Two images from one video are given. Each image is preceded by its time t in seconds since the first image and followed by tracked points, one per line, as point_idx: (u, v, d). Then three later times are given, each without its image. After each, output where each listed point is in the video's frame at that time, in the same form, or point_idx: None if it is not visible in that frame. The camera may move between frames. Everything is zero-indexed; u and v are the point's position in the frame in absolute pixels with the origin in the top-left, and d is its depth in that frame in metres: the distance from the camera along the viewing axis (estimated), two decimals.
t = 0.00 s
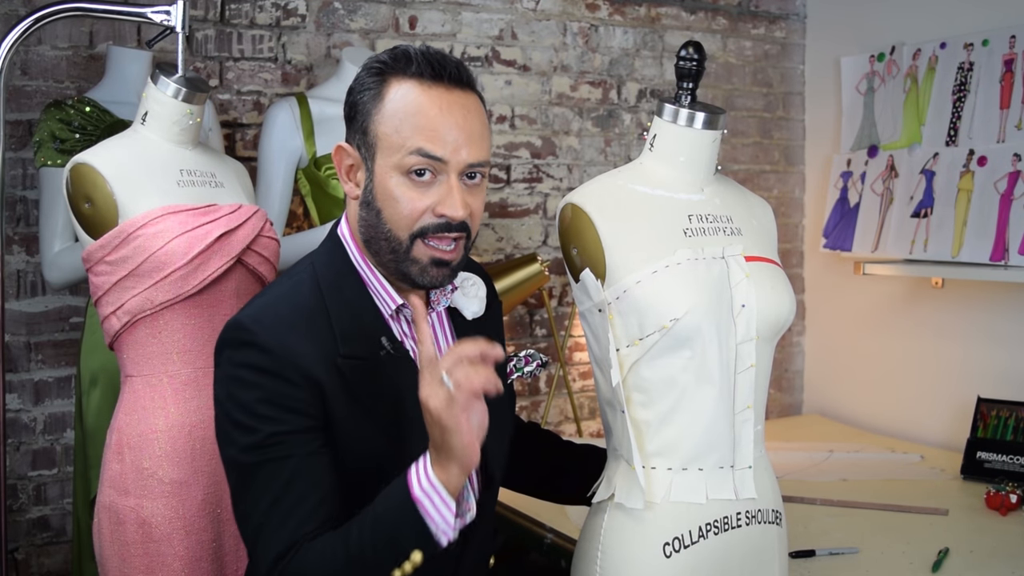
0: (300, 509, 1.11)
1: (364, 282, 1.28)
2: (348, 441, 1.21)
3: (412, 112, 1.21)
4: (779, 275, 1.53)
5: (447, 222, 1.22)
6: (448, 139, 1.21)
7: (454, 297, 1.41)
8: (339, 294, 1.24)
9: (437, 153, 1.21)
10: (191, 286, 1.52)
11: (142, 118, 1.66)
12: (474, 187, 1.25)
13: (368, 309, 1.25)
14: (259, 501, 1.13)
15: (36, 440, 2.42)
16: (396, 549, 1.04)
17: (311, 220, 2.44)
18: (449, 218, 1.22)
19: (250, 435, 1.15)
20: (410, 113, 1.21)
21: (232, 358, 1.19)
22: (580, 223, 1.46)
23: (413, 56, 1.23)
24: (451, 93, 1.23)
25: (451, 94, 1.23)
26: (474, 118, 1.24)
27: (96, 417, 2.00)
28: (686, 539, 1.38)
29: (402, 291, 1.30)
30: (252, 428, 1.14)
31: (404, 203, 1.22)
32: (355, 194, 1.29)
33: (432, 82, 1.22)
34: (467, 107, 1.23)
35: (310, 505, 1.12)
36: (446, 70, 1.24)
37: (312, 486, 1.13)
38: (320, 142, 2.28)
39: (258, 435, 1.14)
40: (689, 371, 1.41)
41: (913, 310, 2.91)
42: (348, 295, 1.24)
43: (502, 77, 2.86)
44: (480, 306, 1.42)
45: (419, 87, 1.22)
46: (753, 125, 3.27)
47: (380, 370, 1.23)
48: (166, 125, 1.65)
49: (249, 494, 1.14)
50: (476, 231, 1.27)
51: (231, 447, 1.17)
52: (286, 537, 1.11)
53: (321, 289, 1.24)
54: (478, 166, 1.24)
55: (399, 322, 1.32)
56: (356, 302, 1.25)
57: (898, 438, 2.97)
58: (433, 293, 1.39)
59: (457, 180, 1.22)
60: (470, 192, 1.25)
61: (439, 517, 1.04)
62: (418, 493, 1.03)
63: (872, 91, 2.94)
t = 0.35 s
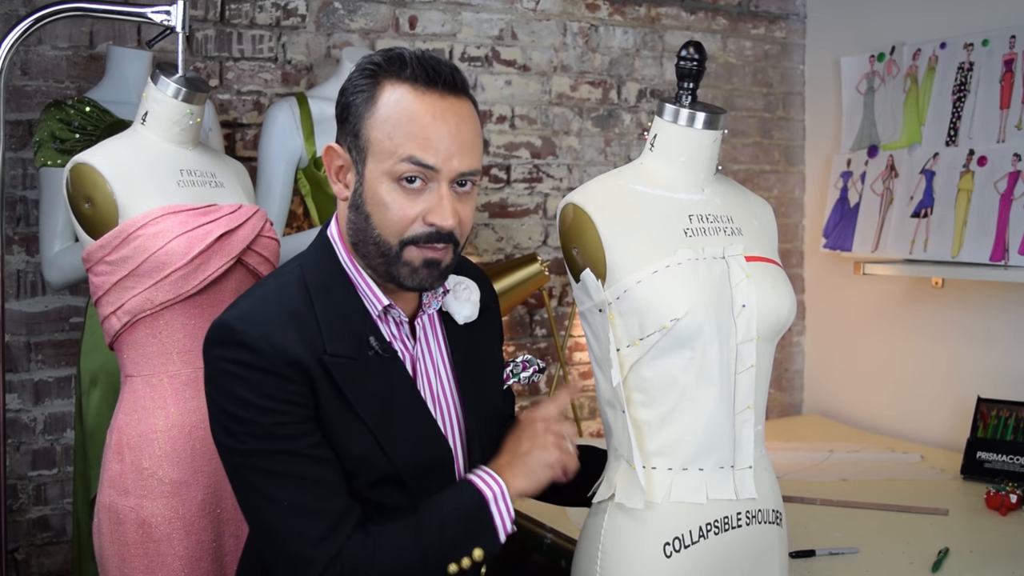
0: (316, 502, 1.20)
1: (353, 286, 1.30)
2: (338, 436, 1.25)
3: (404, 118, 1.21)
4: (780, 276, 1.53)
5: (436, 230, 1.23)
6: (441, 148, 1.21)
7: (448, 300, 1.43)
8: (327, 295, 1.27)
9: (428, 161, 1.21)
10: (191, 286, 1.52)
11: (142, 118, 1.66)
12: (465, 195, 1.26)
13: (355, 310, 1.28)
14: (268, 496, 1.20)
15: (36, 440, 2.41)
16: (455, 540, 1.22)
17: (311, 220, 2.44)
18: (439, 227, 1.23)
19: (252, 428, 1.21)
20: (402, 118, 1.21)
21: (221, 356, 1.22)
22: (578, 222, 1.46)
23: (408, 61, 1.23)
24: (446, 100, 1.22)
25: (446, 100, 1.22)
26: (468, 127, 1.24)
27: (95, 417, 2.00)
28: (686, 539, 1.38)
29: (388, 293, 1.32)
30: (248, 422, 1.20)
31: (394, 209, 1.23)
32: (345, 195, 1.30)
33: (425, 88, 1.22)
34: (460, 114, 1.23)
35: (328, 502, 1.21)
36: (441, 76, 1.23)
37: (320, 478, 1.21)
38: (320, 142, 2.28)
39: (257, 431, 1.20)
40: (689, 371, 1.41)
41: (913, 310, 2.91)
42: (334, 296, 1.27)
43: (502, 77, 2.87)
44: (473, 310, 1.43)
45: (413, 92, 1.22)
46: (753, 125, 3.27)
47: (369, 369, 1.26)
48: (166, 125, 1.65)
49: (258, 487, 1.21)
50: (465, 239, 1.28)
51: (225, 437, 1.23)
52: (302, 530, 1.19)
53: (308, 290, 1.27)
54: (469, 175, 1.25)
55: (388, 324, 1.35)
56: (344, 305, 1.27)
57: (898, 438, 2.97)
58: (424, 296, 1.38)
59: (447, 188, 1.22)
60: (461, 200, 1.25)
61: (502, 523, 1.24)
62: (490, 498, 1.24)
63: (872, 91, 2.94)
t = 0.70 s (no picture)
0: (317, 510, 1.20)
1: (353, 290, 1.31)
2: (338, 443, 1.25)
3: (414, 124, 1.21)
4: (779, 275, 1.53)
5: (443, 236, 1.23)
6: (449, 154, 1.21)
7: (448, 303, 1.43)
8: (325, 299, 1.27)
9: (436, 167, 1.21)
10: (190, 286, 1.52)
11: (142, 118, 1.66)
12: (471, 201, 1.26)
13: (355, 315, 1.28)
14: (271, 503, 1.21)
15: (36, 440, 2.42)
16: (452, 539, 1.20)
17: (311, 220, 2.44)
18: (446, 233, 1.22)
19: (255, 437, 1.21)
20: (411, 124, 1.21)
21: (220, 364, 1.23)
22: (578, 222, 1.45)
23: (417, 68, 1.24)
24: (454, 107, 1.23)
25: (453, 107, 1.23)
26: (474, 134, 1.24)
27: (95, 418, 2.00)
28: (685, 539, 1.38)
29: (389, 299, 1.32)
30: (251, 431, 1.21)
31: (402, 215, 1.23)
32: (348, 201, 1.30)
33: (434, 95, 1.22)
34: (467, 121, 1.23)
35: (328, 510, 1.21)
36: (449, 83, 1.24)
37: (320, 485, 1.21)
38: (320, 142, 2.28)
39: (258, 438, 1.21)
40: (688, 371, 1.41)
41: (913, 310, 2.91)
42: (333, 300, 1.27)
43: (502, 77, 2.87)
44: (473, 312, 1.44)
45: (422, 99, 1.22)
46: (753, 125, 3.27)
47: (369, 375, 1.26)
48: (166, 125, 1.65)
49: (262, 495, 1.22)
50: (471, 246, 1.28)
51: (225, 445, 1.23)
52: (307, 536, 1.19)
53: (308, 295, 1.27)
54: (476, 181, 1.25)
55: (388, 329, 1.36)
56: (343, 309, 1.27)
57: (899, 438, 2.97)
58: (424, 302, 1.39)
59: (455, 195, 1.22)
60: (467, 207, 1.25)
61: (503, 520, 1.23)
62: (486, 496, 1.22)
63: (872, 91, 2.94)
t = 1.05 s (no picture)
0: (343, 517, 1.16)
1: (362, 294, 1.32)
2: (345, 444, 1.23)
3: (430, 127, 1.21)
4: (779, 275, 1.53)
5: (473, 237, 1.25)
6: (472, 158, 1.22)
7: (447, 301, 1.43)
8: (335, 305, 1.26)
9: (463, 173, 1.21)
10: (191, 286, 1.52)
11: (142, 118, 1.66)
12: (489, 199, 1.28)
13: (364, 319, 1.27)
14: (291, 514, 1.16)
15: (36, 440, 2.42)
16: (490, 557, 1.14)
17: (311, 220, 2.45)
18: (475, 234, 1.25)
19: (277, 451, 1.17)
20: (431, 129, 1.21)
21: (232, 375, 1.20)
22: (577, 222, 1.45)
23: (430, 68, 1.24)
24: (464, 109, 1.24)
25: (464, 110, 1.24)
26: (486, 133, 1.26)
27: (95, 418, 2.00)
28: (686, 539, 1.38)
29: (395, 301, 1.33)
30: (271, 441, 1.17)
31: (432, 224, 1.24)
32: (366, 215, 1.28)
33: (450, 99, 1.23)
34: (479, 123, 1.25)
35: (353, 518, 1.16)
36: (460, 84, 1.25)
37: (345, 493, 1.17)
38: (320, 142, 2.28)
39: (278, 448, 1.17)
40: (689, 371, 1.41)
41: (914, 310, 2.90)
42: (341, 304, 1.26)
43: (502, 77, 2.87)
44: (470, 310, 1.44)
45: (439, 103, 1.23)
46: (753, 125, 3.27)
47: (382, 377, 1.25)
48: (166, 125, 1.65)
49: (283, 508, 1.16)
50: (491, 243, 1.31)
51: (240, 455, 1.19)
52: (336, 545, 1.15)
53: (315, 301, 1.26)
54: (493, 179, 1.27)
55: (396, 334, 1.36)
56: (350, 312, 1.26)
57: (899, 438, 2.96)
58: (426, 300, 1.41)
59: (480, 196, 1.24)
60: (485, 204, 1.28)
61: (548, 541, 1.15)
62: (531, 515, 1.15)
63: (872, 91, 2.94)
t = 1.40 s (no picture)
0: (380, 515, 1.19)
1: (381, 296, 1.31)
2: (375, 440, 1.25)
3: (445, 132, 1.21)
4: (780, 275, 1.52)
5: (484, 241, 1.25)
6: (487, 163, 1.22)
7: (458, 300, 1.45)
8: (356, 309, 1.26)
9: (476, 177, 1.22)
10: (191, 286, 1.52)
11: (142, 118, 1.66)
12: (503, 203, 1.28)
13: (383, 321, 1.27)
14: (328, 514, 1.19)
15: (36, 440, 2.41)
16: (531, 557, 1.21)
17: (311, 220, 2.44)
18: (487, 238, 1.25)
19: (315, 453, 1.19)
20: (448, 134, 1.21)
21: (263, 381, 1.20)
22: (578, 222, 1.46)
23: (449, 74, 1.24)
24: (481, 115, 1.23)
25: (481, 115, 1.23)
26: (503, 140, 1.26)
27: (96, 418, 2.00)
28: (687, 539, 1.38)
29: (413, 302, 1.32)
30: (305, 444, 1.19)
31: (443, 227, 1.24)
32: (381, 215, 1.28)
33: (468, 105, 1.23)
34: (497, 129, 1.25)
35: (389, 514, 1.19)
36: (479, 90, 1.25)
37: (376, 489, 1.19)
38: (320, 142, 2.28)
39: (312, 451, 1.18)
40: (690, 370, 1.41)
41: (913, 310, 2.91)
42: (363, 307, 1.26)
43: (502, 77, 2.86)
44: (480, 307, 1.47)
45: (457, 108, 1.22)
46: (753, 125, 3.27)
47: (404, 379, 1.26)
48: (166, 125, 1.65)
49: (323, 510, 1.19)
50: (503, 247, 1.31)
51: (270, 457, 1.21)
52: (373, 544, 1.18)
53: (338, 305, 1.25)
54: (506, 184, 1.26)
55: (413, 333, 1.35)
56: (373, 314, 1.26)
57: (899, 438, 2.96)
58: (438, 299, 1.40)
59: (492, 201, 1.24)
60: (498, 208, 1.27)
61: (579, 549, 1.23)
62: (569, 524, 1.21)
63: (872, 91, 2.94)
